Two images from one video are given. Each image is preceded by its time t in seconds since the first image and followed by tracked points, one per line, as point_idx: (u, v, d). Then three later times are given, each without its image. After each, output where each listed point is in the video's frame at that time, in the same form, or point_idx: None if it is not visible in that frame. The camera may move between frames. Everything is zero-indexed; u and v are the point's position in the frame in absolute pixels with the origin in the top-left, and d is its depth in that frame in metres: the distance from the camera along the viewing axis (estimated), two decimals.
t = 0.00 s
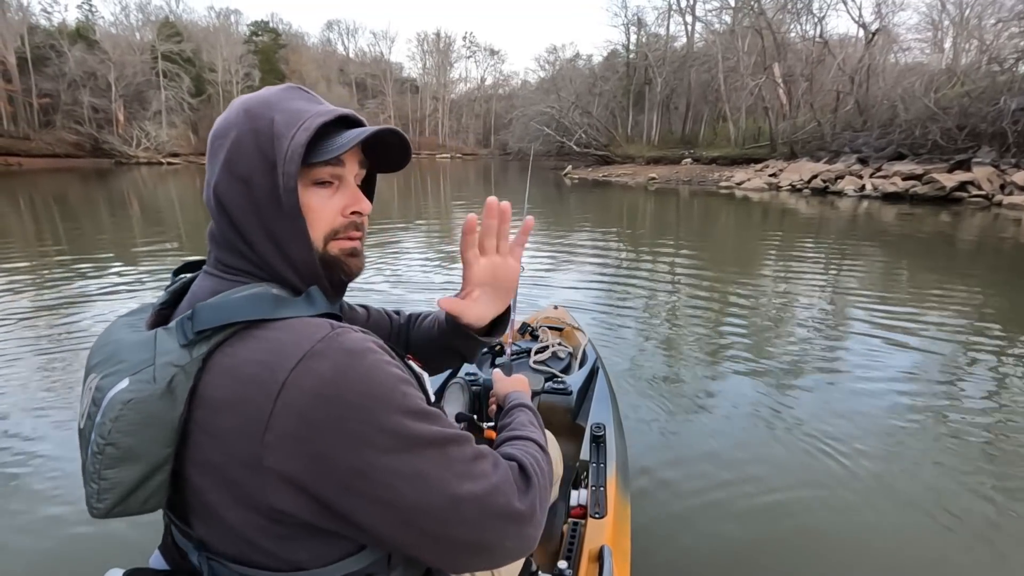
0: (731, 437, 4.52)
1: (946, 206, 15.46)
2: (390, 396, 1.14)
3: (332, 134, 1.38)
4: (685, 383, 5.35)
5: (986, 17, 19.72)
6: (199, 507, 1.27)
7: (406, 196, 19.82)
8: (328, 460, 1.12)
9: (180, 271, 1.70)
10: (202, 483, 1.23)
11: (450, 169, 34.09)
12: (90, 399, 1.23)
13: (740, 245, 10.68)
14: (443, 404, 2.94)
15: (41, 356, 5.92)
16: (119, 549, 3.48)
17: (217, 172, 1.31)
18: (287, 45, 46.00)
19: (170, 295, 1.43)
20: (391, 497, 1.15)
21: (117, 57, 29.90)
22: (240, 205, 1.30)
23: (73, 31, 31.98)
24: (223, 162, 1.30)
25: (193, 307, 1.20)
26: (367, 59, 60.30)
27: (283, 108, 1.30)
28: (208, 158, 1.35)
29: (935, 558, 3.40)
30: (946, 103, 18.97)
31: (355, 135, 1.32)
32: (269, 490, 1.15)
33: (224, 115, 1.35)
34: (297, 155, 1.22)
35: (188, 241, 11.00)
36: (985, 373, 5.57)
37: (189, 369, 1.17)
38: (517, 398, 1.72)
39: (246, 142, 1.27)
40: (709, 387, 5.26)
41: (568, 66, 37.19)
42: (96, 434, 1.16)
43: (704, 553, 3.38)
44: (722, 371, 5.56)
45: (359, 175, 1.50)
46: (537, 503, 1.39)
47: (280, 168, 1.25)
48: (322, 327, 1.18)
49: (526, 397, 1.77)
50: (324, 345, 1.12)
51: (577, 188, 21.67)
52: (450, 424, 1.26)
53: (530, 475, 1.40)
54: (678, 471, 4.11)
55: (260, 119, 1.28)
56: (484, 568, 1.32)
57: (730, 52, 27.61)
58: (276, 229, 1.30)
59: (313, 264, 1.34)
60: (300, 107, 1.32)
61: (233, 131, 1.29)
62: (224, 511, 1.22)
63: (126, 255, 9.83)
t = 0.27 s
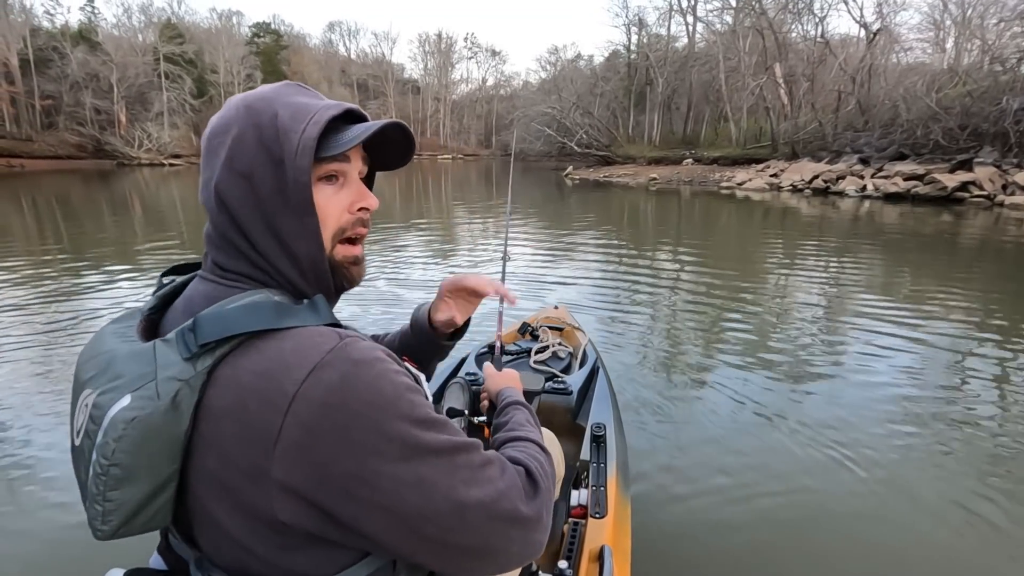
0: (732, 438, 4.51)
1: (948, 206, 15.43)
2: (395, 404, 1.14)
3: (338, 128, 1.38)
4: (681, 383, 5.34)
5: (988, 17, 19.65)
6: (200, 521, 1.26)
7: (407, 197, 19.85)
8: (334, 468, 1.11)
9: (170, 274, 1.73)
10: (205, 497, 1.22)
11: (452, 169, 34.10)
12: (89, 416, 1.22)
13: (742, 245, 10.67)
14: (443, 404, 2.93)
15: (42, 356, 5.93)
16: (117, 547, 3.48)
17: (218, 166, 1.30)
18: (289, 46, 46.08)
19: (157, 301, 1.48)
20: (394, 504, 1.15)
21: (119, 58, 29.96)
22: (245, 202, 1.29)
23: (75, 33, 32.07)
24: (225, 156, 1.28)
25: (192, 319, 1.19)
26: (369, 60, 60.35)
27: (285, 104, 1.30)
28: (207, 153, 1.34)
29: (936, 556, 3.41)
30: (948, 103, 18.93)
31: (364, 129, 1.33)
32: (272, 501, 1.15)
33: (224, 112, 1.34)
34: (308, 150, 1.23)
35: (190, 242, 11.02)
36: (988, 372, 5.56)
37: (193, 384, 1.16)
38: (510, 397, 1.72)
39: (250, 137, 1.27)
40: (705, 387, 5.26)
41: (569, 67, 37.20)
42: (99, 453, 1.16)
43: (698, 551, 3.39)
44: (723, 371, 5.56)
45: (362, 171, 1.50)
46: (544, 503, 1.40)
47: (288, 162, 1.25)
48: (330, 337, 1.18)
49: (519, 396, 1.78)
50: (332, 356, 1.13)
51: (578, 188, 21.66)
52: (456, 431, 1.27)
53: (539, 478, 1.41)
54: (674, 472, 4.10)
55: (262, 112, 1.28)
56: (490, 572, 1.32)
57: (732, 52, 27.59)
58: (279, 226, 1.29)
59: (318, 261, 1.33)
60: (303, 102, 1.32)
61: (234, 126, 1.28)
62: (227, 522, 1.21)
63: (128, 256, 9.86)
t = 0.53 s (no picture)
0: (739, 440, 4.48)
1: (949, 208, 15.43)
2: (444, 407, 1.08)
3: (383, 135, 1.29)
4: (678, 386, 5.31)
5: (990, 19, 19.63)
6: (247, 538, 1.16)
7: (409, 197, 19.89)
8: (386, 479, 1.04)
9: (154, 283, 1.59)
10: (251, 512, 1.12)
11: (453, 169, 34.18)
12: (127, 439, 1.09)
13: (744, 246, 10.66)
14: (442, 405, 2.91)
15: (44, 355, 5.94)
16: (119, 547, 3.47)
17: (283, 167, 1.10)
18: (291, 46, 46.21)
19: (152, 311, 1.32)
20: (443, 511, 1.08)
21: (121, 58, 30.03)
22: (315, 210, 1.12)
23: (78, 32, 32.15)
24: (293, 155, 1.10)
25: (231, 329, 1.07)
26: (371, 60, 60.42)
27: (353, 108, 1.18)
28: (258, 148, 1.11)
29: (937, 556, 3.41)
30: (950, 105, 18.91)
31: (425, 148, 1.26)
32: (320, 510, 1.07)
33: (276, 106, 1.13)
34: (393, 160, 1.16)
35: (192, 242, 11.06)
36: (991, 375, 5.54)
37: (240, 398, 1.06)
38: (486, 387, 1.55)
39: (325, 137, 1.11)
40: (704, 389, 5.24)
41: (571, 67, 37.25)
42: (152, 477, 1.04)
43: (693, 552, 3.38)
44: (726, 373, 5.55)
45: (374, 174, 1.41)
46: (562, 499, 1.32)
47: (366, 169, 1.14)
48: (376, 344, 1.10)
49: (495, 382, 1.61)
50: (384, 364, 1.05)
51: (579, 189, 21.71)
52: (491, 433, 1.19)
53: (557, 476, 1.32)
54: (671, 474, 4.08)
55: (339, 116, 1.13)
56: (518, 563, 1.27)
57: (733, 53, 27.60)
58: (345, 230, 1.16)
59: (371, 270, 1.24)
60: (367, 109, 1.21)
61: (302, 125, 1.11)
62: (273, 534, 1.12)
63: (130, 255, 9.87)
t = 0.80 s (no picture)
0: (743, 442, 4.45)
1: (951, 210, 15.39)
2: (461, 406, 1.04)
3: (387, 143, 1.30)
4: (681, 388, 5.25)
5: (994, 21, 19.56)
6: (265, 539, 1.08)
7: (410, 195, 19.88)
8: (407, 477, 0.99)
9: (151, 286, 1.53)
10: (269, 513, 1.05)
11: (455, 168, 34.18)
12: (144, 443, 1.01)
13: (746, 247, 10.64)
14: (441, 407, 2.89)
15: (45, 351, 5.94)
16: (119, 543, 3.47)
17: (318, 170, 1.07)
18: (294, 43, 46.21)
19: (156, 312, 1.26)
20: (461, 510, 1.04)
21: (124, 54, 30.04)
22: (346, 213, 1.10)
23: (81, 27, 32.17)
24: (328, 158, 1.07)
25: (247, 330, 1.00)
26: (374, 58, 60.40)
27: (374, 114, 1.17)
28: (290, 150, 1.07)
29: (937, 559, 3.40)
30: (953, 106, 18.81)
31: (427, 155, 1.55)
32: (339, 509, 1.01)
33: (303, 107, 1.10)
34: (413, 167, 1.20)
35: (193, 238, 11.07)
36: (994, 378, 5.51)
37: (258, 399, 0.99)
38: (481, 384, 1.45)
39: (357, 143, 1.10)
40: (706, 390, 5.21)
41: (573, 66, 37.20)
42: (171, 482, 0.97)
43: (693, 553, 3.37)
44: (727, 374, 5.54)
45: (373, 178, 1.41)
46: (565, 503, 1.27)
47: (392, 175, 1.15)
48: (392, 344, 1.05)
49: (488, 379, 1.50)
50: (403, 363, 1.00)
51: (581, 188, 21.71)
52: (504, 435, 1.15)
53: (559, 477, 1.26)
54: (674, 476, 4.05)
55: (368, 122, 1.12)
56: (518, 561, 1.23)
57: (736, 53, 27.52)
58: (369, 232, 1.15)
59: (385, 271, 1.25)
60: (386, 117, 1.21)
61: (336, 128, 1.09)
62: (291, 533, 1.05)
63: (132, 251, 9.88)
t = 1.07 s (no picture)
0: (742, 442, 4.44)
1: (954, 210, 15.34)
2: (453, 409, 1.02)
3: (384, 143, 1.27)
4: (682, 389, 5.23)
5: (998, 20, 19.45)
6: (260, 538, 1.08)
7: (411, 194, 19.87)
8: (400, 476, 0.99)
9: (154, 285, 1.53)
10: (264, 511, 1.05)
11: (457, 167, 34.15)
12: (139, 440, 1.01)
13: (747, 247, 10.63)
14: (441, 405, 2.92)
15: (46, 349, 5.95)
16: (118, 540, 3.48)
17: (310, 172, 1.06)
18: (296, 41, 46.24)
19: (157, 313, 1.26)
20: (455, 512, 1.04)
21: (127, 52, 30.08)
22: (341, 216, 1.10)
23: (83, 26, 32.17)
24: (319, 160, 1.07)
25: (241, 330, 1.00)
26: (376, 57, 60.35)
27: (367, 114, 1.16)
28: (281, 151, 1.07)
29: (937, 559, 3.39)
30: (956, 105, 18.69)
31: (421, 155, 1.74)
32: (334, 510, 1.01)
33: (296, 107, 1.09)
34: (409, 168, 1.19)
35: (195, 236, 11.09)
36: (997, 379, 5.49)
37: (251, 398, 0.99)
38: (483, 390, 1.45)
39: (351, 144, 1.09)
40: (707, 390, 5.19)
41: (576, 65, 37.15)
42: (164, 477, 0.97)
43: (695, 554, 3.36)
44: (728, 373, 5.53)
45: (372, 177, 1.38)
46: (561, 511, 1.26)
47: (387, 178, 1.15)
48: (386, 344, 1.04)
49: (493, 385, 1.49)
50: (396, 364, 0.99)
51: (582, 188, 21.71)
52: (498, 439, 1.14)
53: (556, 484, 1.26)
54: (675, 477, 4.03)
55: (361, 122, 1.11)
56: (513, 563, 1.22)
57: (739, 52, 27.43)
58: (364, 234, 1.15)
59: (381, 272, 1.24)
60: (380, 117, 1.19)
61: (329, 130, 1.08)
62: (285, 532, 1.05)
63: (133, 249, 9.89)
